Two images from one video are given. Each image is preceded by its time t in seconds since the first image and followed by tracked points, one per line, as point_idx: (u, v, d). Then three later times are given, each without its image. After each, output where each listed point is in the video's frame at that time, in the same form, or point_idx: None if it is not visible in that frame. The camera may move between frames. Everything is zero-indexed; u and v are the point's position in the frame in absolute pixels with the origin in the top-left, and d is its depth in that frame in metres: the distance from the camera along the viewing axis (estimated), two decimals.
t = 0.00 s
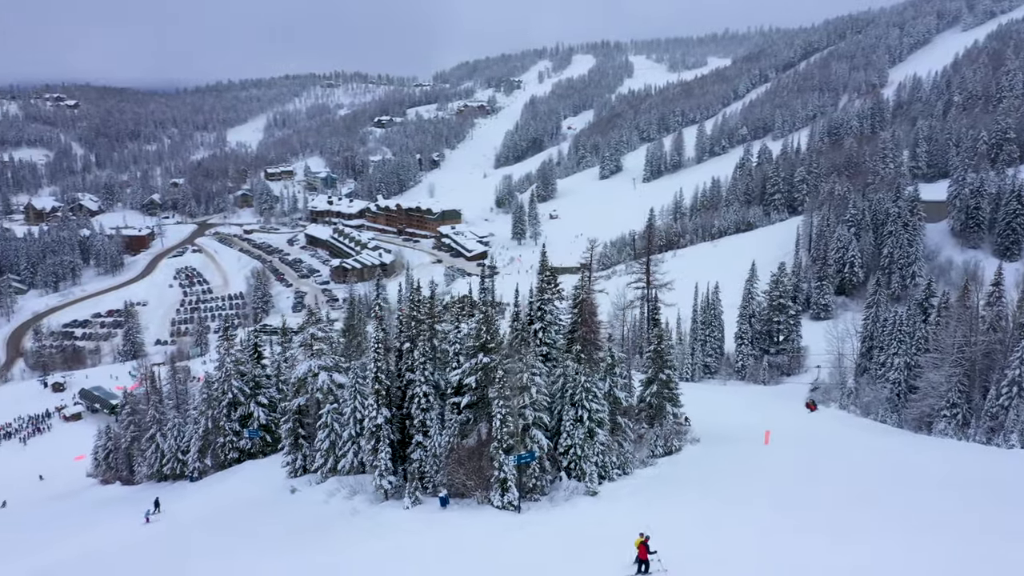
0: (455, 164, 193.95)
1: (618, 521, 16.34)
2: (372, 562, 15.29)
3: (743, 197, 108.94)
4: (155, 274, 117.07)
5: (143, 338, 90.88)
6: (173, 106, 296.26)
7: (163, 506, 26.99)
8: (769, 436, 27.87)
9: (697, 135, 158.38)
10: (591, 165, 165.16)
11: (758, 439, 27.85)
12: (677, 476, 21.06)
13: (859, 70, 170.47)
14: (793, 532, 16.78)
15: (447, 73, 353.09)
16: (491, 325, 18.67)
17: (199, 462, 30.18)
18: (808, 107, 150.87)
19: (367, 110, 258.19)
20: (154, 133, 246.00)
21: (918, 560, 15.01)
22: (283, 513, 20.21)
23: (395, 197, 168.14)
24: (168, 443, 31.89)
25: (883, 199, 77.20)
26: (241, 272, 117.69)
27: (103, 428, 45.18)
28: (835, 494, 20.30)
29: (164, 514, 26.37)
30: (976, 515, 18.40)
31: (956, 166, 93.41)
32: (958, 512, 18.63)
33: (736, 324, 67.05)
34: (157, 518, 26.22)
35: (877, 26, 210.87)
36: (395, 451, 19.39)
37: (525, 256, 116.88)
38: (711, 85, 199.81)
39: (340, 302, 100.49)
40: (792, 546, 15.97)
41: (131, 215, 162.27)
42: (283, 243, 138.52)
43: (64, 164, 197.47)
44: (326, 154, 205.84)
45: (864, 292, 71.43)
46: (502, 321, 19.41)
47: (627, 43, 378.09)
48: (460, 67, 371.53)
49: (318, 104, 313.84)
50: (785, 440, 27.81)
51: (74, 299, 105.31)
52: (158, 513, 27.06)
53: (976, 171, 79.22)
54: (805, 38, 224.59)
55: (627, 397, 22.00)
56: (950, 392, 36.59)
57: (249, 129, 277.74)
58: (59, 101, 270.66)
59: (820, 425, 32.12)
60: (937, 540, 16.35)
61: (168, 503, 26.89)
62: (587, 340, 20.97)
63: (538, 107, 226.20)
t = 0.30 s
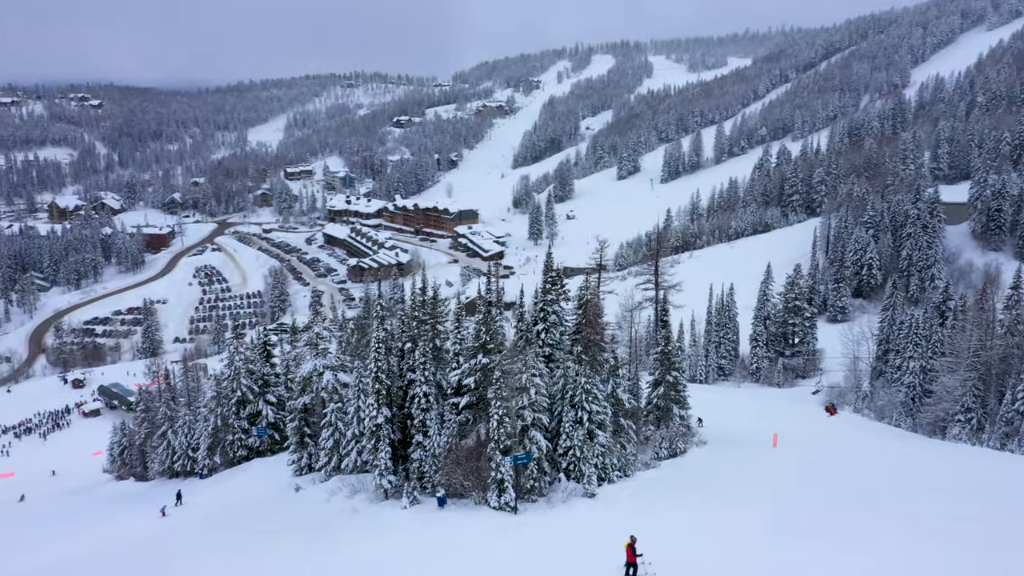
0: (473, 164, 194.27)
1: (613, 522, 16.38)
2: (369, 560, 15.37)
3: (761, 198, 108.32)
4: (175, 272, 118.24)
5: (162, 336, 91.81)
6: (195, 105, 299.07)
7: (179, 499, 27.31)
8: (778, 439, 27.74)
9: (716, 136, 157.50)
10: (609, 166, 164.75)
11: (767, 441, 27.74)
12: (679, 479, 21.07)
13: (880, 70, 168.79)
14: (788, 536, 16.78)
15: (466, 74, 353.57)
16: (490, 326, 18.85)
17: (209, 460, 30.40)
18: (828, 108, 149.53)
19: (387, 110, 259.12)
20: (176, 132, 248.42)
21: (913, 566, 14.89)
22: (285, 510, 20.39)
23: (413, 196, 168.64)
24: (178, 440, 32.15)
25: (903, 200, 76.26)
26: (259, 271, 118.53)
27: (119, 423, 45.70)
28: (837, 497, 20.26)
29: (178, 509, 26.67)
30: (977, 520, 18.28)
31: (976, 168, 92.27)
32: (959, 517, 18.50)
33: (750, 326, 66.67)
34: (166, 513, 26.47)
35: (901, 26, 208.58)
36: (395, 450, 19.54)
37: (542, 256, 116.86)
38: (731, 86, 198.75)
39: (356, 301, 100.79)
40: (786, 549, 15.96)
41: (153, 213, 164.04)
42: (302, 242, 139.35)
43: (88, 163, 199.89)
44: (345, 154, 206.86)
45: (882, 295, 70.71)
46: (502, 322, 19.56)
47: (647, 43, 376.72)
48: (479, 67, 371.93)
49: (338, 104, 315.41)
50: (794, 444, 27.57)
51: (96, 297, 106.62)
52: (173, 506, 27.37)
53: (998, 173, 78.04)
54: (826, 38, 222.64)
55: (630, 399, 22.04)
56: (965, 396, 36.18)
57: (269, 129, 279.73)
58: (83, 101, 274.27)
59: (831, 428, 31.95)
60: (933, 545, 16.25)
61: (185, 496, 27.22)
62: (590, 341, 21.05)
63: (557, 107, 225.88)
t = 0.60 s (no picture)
0: (490, 165, 194.49)
1: (609, 525, 16.44)
2: (364, 558, 15.45)
3: (778, 199, 107.65)
4: (193, 270, 119.23)
5: (179, 334, 92.56)
6: (216, 106, 301.55)
7: (197, 492, 27.38)
8: (785, 443, 27.57)
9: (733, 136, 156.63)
10: (626, 166, 164.27)
11: (774, 445, 27.64)
12: (681, 482, 21.07)
13: (901, 71, 167.16)
14: (786, 540, 16.72)
15: (484, 74, 354.11)
16: (490, 327, 18.98)
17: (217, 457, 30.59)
18: (848, 108, 148.06)
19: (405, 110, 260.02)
20: (197, 132, 250.53)
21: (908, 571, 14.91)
22: (286, 509, 20.55)
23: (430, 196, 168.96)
24: (189, 438, 32.42)
25: (921, 202, 75.37)
26: (277, 271, 119.11)
27: (133, 421, 46.03)
28: (840, 503, 20.16)
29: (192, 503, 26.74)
30: (980, 528, 18.11)
31: (998, 170, 90.99)
32: (962, 524, 18.35)
33: (765, 328, 66.18)
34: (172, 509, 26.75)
35: (923, 26, 206.45)
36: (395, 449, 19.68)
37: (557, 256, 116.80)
38: (750, 86, 197.67)
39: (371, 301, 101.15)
40: (781, 553, 15.92)
41: (173, 212, 165.55)
42: (319, 241, 140.07)
43: (110, 162, 202.11)
44: (362, 154, 207.79)
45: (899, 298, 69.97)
46: (502, 323, 19.67)
47: (665, 43, 375.51)
48: (498, 67, 372.22)
49: (357, 104, 316.77)
50: (800, 448, 27.41)
51: (115, 295, 107.71)
52: (191, 500, 27.44)
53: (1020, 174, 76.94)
54: (847, 38, 220.80)
55: (632, 402, 22.11)
56: (978, 400, 35.75)
57: (289, 129, 281.62)
58: (106, 101, 277.49)
59: (841, 432, 31.75)
60: (933, 553, 16.11)
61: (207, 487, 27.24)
62: (592, 343, 21.13)
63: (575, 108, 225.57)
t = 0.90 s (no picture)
0: (506, 165, 194.57)
1: (600, 528, 16.53)
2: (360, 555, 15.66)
3: (794, 200, 106.97)
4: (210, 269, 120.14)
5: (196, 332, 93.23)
6: (235, 106, 303.71)
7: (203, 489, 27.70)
8: (791, 446, 27.45)
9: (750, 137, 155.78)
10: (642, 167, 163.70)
11: (780, 447, 27.54)
12: (680, 483, 21.09)
13: (922, 71, 165.62)
14: (781, 545, 16.68)
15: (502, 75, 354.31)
16: (488, 327, 19.21)
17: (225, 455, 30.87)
18: (867, 109, 146.64)
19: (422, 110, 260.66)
20: (216, 132, 252.38)
21: None
22: (287, 506, 20.83)
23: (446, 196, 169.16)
24: (197, 436, 32.74)
25: (939, 204, 74.51)
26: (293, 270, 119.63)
27: (145, 418, 46.38)
28: (842, 507, 20.02)
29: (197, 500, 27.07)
30: (980, 533, 17.91)
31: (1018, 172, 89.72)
32: (961, 531, 18.10)
33: (778, 331, 65.72)
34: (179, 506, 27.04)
35: (944, 25, 204.30)
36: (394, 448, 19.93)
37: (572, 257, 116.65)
38: (768, 86, 196.49)
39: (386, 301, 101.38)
40: (779, 558, 15.79)
41: (191, 211, 166.94)
42: (335, 241, 140.63)
43: (130, 162, 204.03)
44: (379, 154, 208.50)
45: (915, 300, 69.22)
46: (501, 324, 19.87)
47: (683, 43, 374.05)
48: (515, 68, 372.29)
49: (374, 104, 317.98)
50: (807, 451, 27.27)
51: (134, 292, 108.83)
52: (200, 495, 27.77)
53: None
54: (867, 38, 218.89)
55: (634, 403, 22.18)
56: (991, 405, 35.33)
57: (307, 129, 283.21)
58: (127, 101, 280.24)
59: (851, 436, 31.47)
60: (928, 560, 15.95)
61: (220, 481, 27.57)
62: (594, 344, 21.23)
63: (592, 108, 225.12)
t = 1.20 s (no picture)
0: (522, 165, 194.61)
1: (595, 529, 16.61)
2: (354, 552, 15.87)
3: (810, 201, 106.29)
4: (227, 268, 120.93)
5: (212, 330, 93.80)
6: (253, 106, 305.74)
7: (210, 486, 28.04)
8: (798, 449, 27.28)
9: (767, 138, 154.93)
10: (658, 168, 163.13)
11: (787, 450, 27.38)
12: (679, 484, 21.15)
13: (942, 71, 164.06)
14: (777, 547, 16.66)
15: (518, 75, 354.39)
16: (485, 328, 19.43)
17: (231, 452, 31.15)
18: (886, 109, 145.24)
19: (439, 111, 261.23)
20: (234, 132, 254.21)
21: None
22: (289, 502, 21.21)
23: (461, 196, 169.31)
24: (204, 433, 33.07)
25: (957, 205, 73.59)
26: (309, 269, 120.13)
27: (157, 415, 46.71)
28: (843, 512, 19.92)
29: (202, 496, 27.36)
30: (982, 540, 17.73)
31: None
32: (960, 537, 17.94)
33: (790, 333, 65.32)
34: (187, 502, 27.34)
35: (966, 25, 201.99)
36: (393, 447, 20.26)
37: (586, 257, 116.45)
38: (786, 87, 195.18)
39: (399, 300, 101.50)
40: (776, 561, 15.72)
41: (209, 211, 168.15)
42: (351, 240, 141.16)
43: (150, 161, 205.89)
44: (395, 154, 209.14)
45: (931, 303, 68.40)
46: (498, 323, 20.06)
47: (701, 44, 372.54)
48: (532, 68, 372.31)
49: (391, 105, 318.95)
50: (814, 455, 27.07)
51: (151, 291, 109.79)
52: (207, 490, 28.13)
53: None
54: (886, 38, 216.95)
55: (635, 404, 22.23)
56: (1005, 409, 34.84)
57: (324, 129, 284.66)
58: (148, 101, 282.87)
59: (858, 438, 31.25)
60: (923, 565, 15.82)
61: (227, 479, 27.87)
62: (596, 345, 21.34)
63: (608, 108, 224.65)
